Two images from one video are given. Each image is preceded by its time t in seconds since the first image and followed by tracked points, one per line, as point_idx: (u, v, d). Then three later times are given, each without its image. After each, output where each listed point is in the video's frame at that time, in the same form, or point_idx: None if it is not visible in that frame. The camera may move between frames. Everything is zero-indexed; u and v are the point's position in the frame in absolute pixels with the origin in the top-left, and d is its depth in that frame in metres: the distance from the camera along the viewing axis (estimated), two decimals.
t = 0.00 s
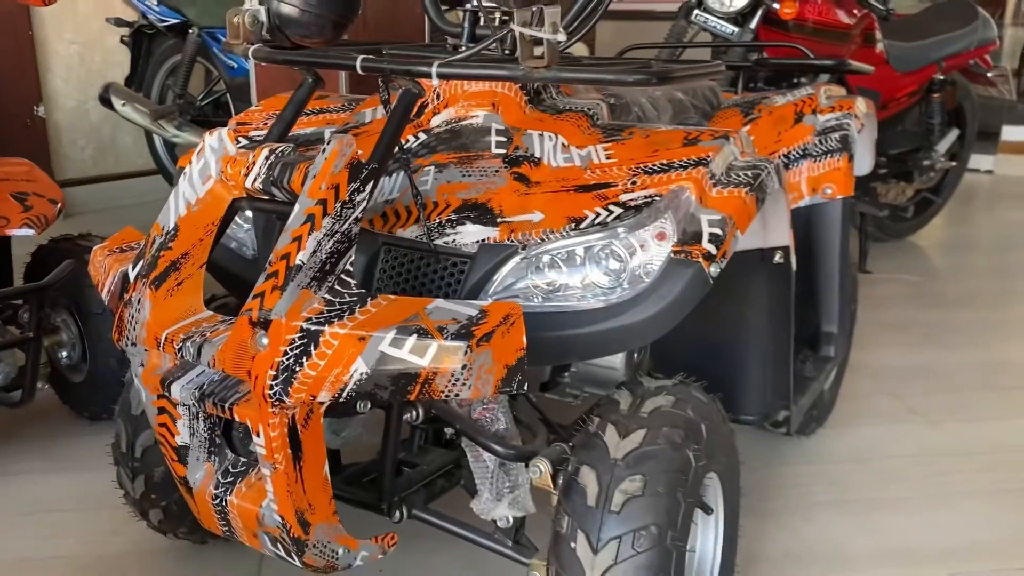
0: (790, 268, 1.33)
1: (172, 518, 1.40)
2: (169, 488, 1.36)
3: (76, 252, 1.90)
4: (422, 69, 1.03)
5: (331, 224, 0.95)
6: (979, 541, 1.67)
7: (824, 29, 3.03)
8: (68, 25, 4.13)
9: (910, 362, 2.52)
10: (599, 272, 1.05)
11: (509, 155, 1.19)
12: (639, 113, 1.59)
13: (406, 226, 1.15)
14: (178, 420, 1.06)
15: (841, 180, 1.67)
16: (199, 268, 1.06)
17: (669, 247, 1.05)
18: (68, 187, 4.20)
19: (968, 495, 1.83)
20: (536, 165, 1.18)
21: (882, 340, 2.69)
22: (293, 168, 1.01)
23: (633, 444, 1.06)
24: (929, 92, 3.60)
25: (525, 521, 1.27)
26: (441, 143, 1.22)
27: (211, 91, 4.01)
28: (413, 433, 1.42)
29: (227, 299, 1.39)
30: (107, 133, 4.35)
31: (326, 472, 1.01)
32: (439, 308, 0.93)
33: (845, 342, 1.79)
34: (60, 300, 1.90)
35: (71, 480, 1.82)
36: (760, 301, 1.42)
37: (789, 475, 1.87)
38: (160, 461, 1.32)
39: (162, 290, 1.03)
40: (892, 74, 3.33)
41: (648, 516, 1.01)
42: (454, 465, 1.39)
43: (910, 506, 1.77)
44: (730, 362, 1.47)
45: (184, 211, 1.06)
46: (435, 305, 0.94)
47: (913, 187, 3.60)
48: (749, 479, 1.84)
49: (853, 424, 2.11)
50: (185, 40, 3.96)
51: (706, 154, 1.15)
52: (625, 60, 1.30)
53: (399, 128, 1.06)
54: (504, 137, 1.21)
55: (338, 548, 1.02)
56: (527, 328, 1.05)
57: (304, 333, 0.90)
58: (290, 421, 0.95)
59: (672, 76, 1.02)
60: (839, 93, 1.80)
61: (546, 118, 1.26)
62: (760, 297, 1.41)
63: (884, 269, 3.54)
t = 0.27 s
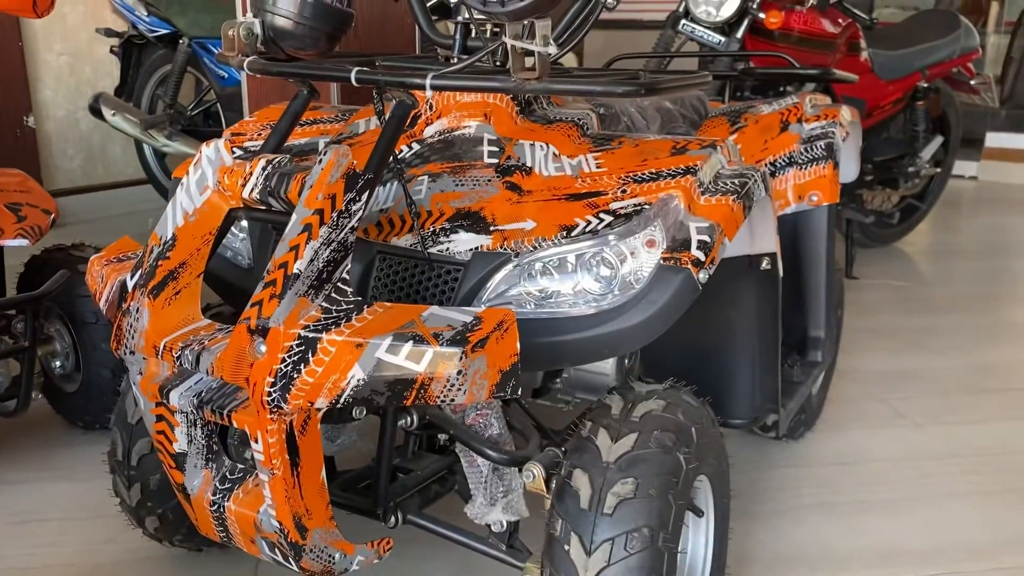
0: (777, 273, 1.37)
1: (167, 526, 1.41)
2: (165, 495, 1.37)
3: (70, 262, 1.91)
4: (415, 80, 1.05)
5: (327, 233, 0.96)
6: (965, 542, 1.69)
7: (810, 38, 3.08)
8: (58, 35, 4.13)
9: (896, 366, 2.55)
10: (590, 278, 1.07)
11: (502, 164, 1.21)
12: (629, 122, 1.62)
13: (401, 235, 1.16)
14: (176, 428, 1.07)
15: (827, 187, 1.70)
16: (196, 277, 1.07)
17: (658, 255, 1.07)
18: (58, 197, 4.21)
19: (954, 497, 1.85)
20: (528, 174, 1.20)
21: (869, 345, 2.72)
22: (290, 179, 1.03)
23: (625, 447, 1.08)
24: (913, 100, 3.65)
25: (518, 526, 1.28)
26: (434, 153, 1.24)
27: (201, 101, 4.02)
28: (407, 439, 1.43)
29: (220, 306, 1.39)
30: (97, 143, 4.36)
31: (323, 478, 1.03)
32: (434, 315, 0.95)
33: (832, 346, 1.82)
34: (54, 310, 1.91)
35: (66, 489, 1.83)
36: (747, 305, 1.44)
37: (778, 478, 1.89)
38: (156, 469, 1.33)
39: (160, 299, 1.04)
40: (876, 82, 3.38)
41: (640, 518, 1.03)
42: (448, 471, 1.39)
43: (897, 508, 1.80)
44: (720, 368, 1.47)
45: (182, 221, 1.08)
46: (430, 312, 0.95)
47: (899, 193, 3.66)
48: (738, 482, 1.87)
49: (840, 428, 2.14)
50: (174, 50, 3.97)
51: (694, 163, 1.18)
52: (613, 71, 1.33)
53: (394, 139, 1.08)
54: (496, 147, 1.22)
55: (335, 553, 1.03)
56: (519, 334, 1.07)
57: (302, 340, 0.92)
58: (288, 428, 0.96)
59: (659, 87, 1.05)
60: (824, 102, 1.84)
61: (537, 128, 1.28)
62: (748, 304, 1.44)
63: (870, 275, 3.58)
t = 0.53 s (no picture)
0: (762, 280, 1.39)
1: (157, 535, 1.41)
2: (155, 505, 1.37)
3: (60, 272, 1.92)
4: (404, 91, 1.07)
5: (317, 241, 0.97)
6: (950, 545, 1.71)
7: (796, 48, 3.12)
8: (47, 46, 4.13)
9: (883, 373, 2.57)
10: (578, 285, 1.09)
11: (490, 174, 1.22)
12: (616, 132, 1.64)
13: (390, 243, 1.17)
14: (166, 435, 1.08)
15: (811, 196, 1.72)
16: (187, 286, 1.08)
17: (644, 262, 1.09)
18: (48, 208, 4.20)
19: (940, 501, 1.87)
20: (516, 183, 1.21)
21: (856, 352, 2.74)
22: (280, 188, 1.04)
23: (612, 452, 1.09)
24: (898, 110, 3.69)
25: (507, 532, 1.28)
26: (423, 163, 1.25)
27: (190, 111, 4.03)
28: (397, 447, 1.44)
29: (212, 315, 1.41)
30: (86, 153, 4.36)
31: (313, 484, 1.04)
32: (423, 322, 0.96)
33: (818, 353, 1.83)
34: (43, 320, 1.91)
35: (55, 499, 1.82)
36: (734, 312, 1.45)
37: (766, 484, 1.90)
38: (146, 478, 1.33)
39: (151, 307, 1.05)
40: (862, 92, 3.42)
41: (627, 522, 1.04)
42: (438, 478, 1.40)
43: (884, 513, 1.82)
44: (706, 373, 1.49)
45: (173, 229, 1.08)
46: (419, 318, 0.96)
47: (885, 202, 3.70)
48: (726, 488, 1.88)
49: (828, 434, 2.15)
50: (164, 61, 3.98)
51: (680, 171, 1.19)
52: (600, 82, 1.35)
53: (382, 149, 1.09)
54: (485, 156, 1.24)
55: (325, 559, 1.04)
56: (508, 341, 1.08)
57: (292, 347, 0.92)
58: (278, 434, 0.97)
59: (645, 97, 1.07)
60: (807, 112, 1.88)
61: (524, 137, 1.29)
62: (735, 311, 1.45)
63: (857, 283, 3.61)
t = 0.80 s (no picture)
0: (746, 296, 1.41)
1: (145, 552, 1.40)
2: (142, 521, 1.36)
3: (48, 288, 1.92)
4: (389, 111, 1.08)
5: (302, 260, 0.98)
6: (935, 559, 1.72)
7: (782, 64, 3.15)
8: (39, 62, 4.15)
9: (871, 387, 2.59)
10: (562, 302, 1.10)
11: (475, 192, 1.23)
12: (602, 149, 1.66)
13: (376, 260, 1.18)
14: (152, 453, 1.08)
15: (795, 212, 1.74)
16: (172, 304, 1.09)
17: (627, 279, 1.10)
18: (38, 223, 4.20)
19: (926, 514, 1.88)
20: (501, 201, 1.22)
21: (844, 366, 2.76)
22: (267, 208, 1.06)
23: (596, 468, 1.09)
24: (885, 125, 3.70)
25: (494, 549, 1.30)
26: (409, 181, 1.26)
27: (182, 127, 4.04)
28: (383, 463, 1.45)
29: (199, 332, 1.41)
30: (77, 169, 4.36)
31: (298, 501, 1.04)
32: (407, 339, 0.97)
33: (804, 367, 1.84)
34: (32, 337, 1.91)
35: (43, 516, 1.82)
36: (718, 327, 1.46)
37: (753, 498, 1.91)
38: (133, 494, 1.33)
39: (137, 325, 1.06)
40: (849, 107, 3.45)
41: (611, 539, 1.05)
42: (424, 494, 1.41)
43: (870, 527, 1.82)
44: (689, 390, 1.50)
45: (159, 248, 1.09)
46: (403, 337, 0.97)
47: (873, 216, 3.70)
48: (714, 502, 1.89)
49: (815, 448, 2.16)
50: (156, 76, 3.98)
51: (662, 190, 1.20)
52: (585, 100, 1.36)
53: (368, 167, 1.11)
54: (470, 174, 1.25)
55: None
56: (493, 357, 1.09)
57: (277, 365, 0.93)
58: (262, 452, 0.97)
59: (627, 117, 1.08)
60: (792, 129, 1.88)
61: (509, 155, 1.31)
62: (719, 327, 1.46)
63: (846, 296, 3.63)
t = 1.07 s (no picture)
0: (744, 319, 1.40)
1: None
2: (140, 544, 1.36)
3: (47, 308, 1.92)
4: (389, 136, 1.08)
5: (302, 284, 0.99)
6: None
7: (778, 83, 3.19)
8: (38, 80, 4.16)
9: (869, 405, 2.59)
10: (560, 325, 1.10)
11: (473, 215, 1.24)
12: (599, 170, 1.67)
13: (375, 284, 1.18)
14: (150, 477, 1.08)
15: (793, 232, 1.75)
16: (172, 328, 1.09)
17: (624, 302, 1.11)
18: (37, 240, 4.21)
19: (925, 534, 1.88)
20: (499, 224, 1.23)
21: (842, 384, 2.76)
22: (266, 233, 1.06)
23: (595, 493, 1.10)
24: (881, 143, 3.72)
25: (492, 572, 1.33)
26: (408, 204, 1.27)
27: (182, 144, 4.05)
28: (382, 485, 1.44)
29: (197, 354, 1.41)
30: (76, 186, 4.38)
31: (297, 525, 1.04)
32: (405, 364, 0.97)
33: (802, 387, 1.84)
34: (31, 357, 1.92)
35: (40, 536, 1.82)
36: (716, 348, 1.46)
37: (752, 517, 1.91)
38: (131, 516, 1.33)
39: (136, 350, 1.06)
40: (845, 125, 3.48)
41: (610, 563, 1.05)
42: (422, 517, 1.40)
43: (869, 547, 1.82)
44: (688, 410, 1.51)
45: (158, 272, 1.09)
46: (401, 361, 0.98)
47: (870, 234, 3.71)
48: (712, 522, 1.89)
49: (813, 467, 2.16)
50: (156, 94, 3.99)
51: (660, 212, 1.21)
52: (582, 123, 1.37)
53: (367, 192, 1.11)
54: (468, 198, 1.25)
55: None
56: (491, 382, 1.09)
57: (276, 390, 0.93)
58: (261, 477, 0.98)
59: (624, 141, 1.09)
60: (789, 150, 1.90)
61: (508, 179, 1.31)
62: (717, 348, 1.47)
63: (843, 313, 3.64)
